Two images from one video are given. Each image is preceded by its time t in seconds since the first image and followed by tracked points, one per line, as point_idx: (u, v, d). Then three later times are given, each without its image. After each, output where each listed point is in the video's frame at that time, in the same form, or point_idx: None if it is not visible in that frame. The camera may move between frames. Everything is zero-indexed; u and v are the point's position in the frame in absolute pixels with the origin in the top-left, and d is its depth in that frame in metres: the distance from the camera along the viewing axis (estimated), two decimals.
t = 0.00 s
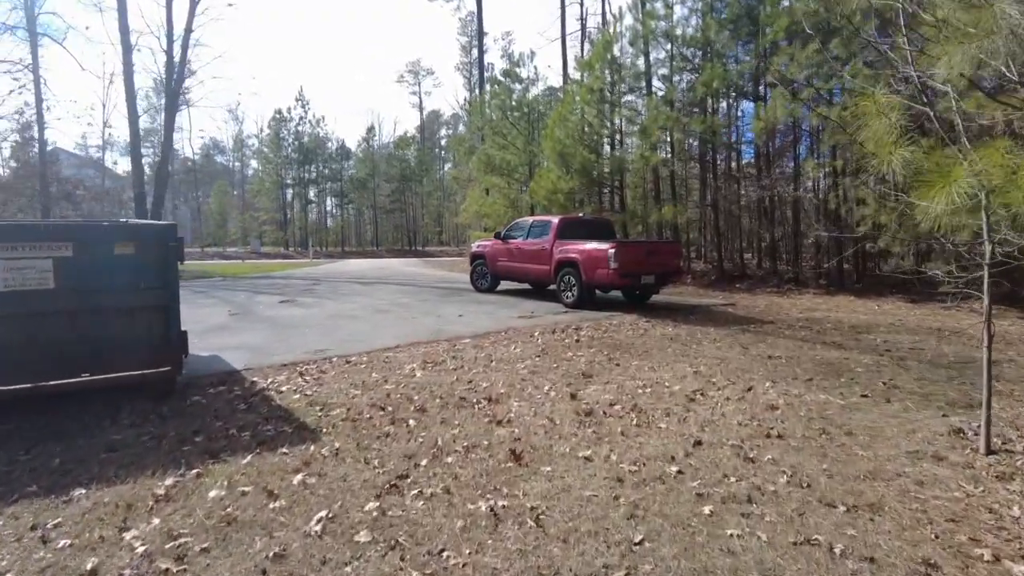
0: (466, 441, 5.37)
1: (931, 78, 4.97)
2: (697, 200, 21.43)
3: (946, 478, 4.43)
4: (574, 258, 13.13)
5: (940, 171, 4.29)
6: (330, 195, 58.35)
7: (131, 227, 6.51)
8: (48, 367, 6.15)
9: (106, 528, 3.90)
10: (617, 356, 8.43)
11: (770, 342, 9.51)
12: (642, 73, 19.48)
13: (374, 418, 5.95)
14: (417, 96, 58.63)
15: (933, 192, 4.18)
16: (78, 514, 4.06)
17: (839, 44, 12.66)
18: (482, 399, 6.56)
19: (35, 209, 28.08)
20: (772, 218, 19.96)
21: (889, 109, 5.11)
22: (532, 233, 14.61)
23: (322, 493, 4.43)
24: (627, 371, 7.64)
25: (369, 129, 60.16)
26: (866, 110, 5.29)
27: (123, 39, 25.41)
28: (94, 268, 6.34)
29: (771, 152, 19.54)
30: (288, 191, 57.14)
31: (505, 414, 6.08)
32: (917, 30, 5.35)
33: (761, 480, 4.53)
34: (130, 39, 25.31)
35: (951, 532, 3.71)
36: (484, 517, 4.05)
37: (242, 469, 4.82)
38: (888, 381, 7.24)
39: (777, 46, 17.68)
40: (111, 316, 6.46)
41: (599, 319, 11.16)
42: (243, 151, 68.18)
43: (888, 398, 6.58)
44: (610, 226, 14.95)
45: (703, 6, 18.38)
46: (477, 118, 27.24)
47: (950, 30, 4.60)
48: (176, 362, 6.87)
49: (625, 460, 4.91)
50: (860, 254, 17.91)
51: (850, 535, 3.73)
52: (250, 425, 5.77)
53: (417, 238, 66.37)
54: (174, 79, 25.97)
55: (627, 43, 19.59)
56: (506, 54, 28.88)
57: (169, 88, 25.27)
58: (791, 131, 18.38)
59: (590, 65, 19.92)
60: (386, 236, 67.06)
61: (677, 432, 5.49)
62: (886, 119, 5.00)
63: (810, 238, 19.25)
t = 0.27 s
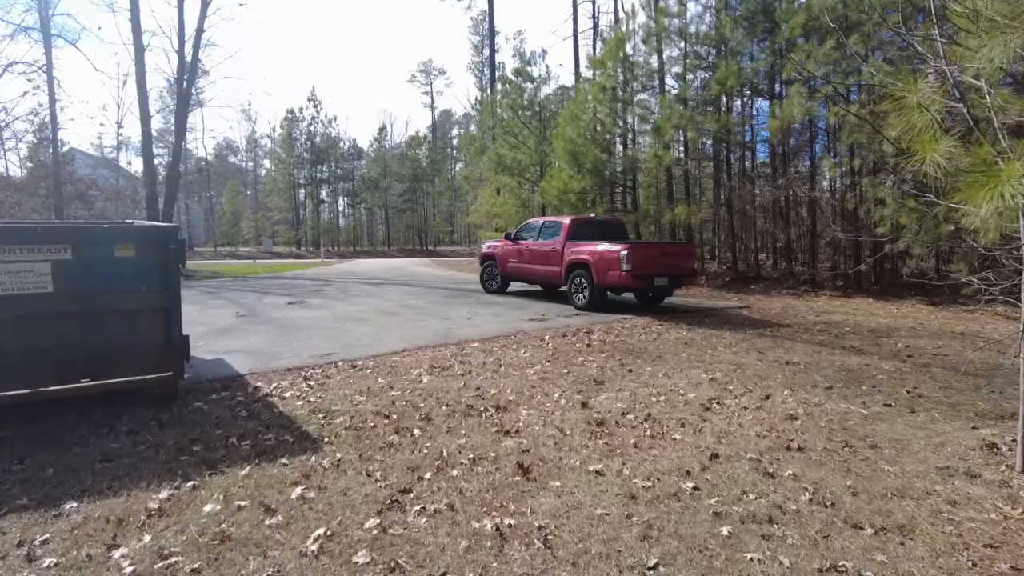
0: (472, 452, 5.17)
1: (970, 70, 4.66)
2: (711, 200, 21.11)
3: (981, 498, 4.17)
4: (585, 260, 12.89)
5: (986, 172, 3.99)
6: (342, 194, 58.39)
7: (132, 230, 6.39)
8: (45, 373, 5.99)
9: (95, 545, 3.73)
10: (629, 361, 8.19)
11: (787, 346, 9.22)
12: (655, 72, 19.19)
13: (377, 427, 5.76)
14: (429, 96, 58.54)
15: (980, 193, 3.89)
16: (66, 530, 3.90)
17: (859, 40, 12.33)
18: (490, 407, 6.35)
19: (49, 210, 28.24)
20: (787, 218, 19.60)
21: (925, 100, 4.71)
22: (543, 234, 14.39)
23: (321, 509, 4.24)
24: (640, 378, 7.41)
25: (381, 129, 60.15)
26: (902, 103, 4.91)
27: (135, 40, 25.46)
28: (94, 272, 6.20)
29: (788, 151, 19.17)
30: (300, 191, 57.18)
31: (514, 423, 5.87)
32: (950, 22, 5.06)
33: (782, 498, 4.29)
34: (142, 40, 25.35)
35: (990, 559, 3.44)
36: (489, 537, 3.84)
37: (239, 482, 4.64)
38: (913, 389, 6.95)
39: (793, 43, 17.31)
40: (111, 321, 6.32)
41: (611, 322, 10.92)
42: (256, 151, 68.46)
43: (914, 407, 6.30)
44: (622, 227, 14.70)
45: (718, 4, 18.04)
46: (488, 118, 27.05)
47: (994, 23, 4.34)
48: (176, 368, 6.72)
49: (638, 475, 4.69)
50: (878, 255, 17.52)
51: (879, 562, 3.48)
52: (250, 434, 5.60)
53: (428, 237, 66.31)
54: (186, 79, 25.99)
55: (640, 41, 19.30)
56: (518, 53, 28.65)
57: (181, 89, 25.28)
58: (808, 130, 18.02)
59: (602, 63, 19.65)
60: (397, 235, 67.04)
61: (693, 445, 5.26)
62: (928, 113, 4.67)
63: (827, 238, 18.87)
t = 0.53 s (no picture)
0: (478, 461, 5.00)
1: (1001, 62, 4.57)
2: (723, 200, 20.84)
3: (1013, 515, 3.94)
4: (595, 261, 12.70)
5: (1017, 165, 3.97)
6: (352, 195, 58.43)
7: (132, 230, 6.29)
8: (43, 376, 5.88)
9: (85, 558, 3.60)
10: (640, 365, 8.00)
11: (802, 350, 8.99)
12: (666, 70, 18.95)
13: (381, 433, 5.61)
14: (439, 96, 58.46)
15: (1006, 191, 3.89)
16: (57, 541, 3.77)
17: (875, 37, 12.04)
18: (496, 413, 6.18)
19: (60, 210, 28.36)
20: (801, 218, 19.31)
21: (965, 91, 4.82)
22: (552, 234, 14.21)
23: (320, 520, 4.10)
24: (651, 382, 7.22)
25: (391, 129, 60.14)
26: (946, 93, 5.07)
27: (146, 41, 25.51)
28: (94, 273, 6.10)
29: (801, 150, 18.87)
30: (311, 191, 57.27)
31: (521, 430, 5.70)
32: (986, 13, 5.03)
33: (802, 512, 4.08)
34: (152, 40, 25.39)
35: None
36: (493, 553, 3.67)
37: (237, 490, 4.51)
38: (935, 395, 6.71)
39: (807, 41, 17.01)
40: (110, 323, 6.21)
41: (621, 325, 10.73)
42: (267, 152, 68.67)
43: (936, 415, 6.06)
44: (632, 227, 14.48)
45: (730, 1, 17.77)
46: (497, 117, 26.89)
47: None
48: (178, 371, 6.60)
49: (650, 486, 4.52)
50: (894, 256, 17.19)
51: None
52: (251, 440, 5.47)
53: (438, 237, 66.25)
54: (196, 80, 26.00)
55: (651, 39, 19.07)
56: (527, 52, 28.47)
57: (191, 89, 25.31)
58: (822, 128, 17.72)
59: (612, 62, 19.45)
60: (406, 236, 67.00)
61: (707, 455, 5.08)
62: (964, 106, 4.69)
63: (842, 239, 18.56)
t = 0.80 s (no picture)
0: (481, 468, 4.79)
1: None
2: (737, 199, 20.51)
3: None
4: (606, 260, 12.45)
5: None
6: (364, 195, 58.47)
7: (130, 229, 6.13)
8: (38, 378, 5.73)
9: (66, 571, 3.44)
10: (652, 368, 7.76)
11: (820, 353, 8.71)
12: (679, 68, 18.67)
13: (382, 439, 5.43)
14: (450, 96, 58.36)
15: None
16: (39, 551, 3.62)
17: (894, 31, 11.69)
18: (502, 417, 5.97)
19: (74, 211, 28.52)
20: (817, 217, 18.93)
21: (1017, 64, 4.70)
22: (563, 233, 13.97)
23: (313, 531, 3.91)
24: (663, 386, 6.98)
25: (402, 129, 60.13)
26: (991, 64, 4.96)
27: (157, 41, 25.57)
28: (91, 273, 5.95)
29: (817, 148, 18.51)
30: (323, 191, 57.39)
31: (527, 435, 5.49)
32: None
33: (823, 526, 3.83)
34: (163, 41, 25.43)
35: None
36: (493, 569, 3.46)
37: (230, 498, 4.33)
38: (960, 401, 6.42)
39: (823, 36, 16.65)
40: (107, 324, 6.06)
41: (633, 326, 10.48)
42: (279, 152, 68.93)
43: (964, 422, 5.77)
44: (645, 226, 14.22)
45: None
46: (508, 116, 26.68)
47: None
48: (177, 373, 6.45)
49: (661, 497, 4.29)
50: (913, 256, 16.78)
51: None
52: (248, 445, 5.31)
53: (449, 238, 66.16)
54: (207, 80, 26.02)
55: (663, 36, 18.78)
56: (539, 50, 28.24)
57: (202, 90, 25.33)
58: (838, 125, 17.35)
59: (624, 59, 19.19)
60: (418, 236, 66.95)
61: (721, 463, 4.84)
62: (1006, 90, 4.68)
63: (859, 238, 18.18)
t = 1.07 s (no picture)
0: (484, 480, 4.60)
1: None
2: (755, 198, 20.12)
3: None
4: (620, 260, 12.20)
5: None
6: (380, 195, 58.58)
7: (130, 231, 6.05)
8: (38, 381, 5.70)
9: None
10: (666, 373, 7.51)
11: (842, 357, 8.40)
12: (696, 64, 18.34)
13: (384, 447, 5.25)
14: (466, 95, 58.25)
15: None
16: (23, 567, 3.49)
17: (918, 26, 11.24)
18: (509, 424, 5.78)
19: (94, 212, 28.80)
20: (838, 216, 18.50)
21: None
22: (577, 233, 13.75)
23: (306, 547, 3.74)
24: (677, 392, 6.74)
25: (418, 129, 60.16)
26: None
27: (174, 43, 25.72)
28: (91, 276, 5.88)
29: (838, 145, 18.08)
30: (339, 191, 57.56)
31: (534, 445, 5.29)
32: None
33: (846, 548, 3.59)
34: (180, 42, 25.57)
35: None
36: None
37: (223, 510, 4.19)
38: (992, 410, 6.10)
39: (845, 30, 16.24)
40: (107, 327, 6.00)
41: (647, 328, 10.23)
42: (297, 153, 69.33)
43: (996, 433, 5.46)
44: (660, 225, 13.94)
45: None
46: (523, 115, 26.47)
47: None
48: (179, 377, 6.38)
49: (672, 513, 4.07)
50: (938, 256, 16.30)
51: None
52: (247, 453, 5.17)
53: (465, 237, 66.10)
54: (223, 81, 26.11)
55: (680, 33, 18.47)
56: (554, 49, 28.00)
57: (218, 90, 25.42)
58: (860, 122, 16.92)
59: (640, 56, 18.90)
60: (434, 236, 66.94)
61: (737, 477, 4.61)
62: None
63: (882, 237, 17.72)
